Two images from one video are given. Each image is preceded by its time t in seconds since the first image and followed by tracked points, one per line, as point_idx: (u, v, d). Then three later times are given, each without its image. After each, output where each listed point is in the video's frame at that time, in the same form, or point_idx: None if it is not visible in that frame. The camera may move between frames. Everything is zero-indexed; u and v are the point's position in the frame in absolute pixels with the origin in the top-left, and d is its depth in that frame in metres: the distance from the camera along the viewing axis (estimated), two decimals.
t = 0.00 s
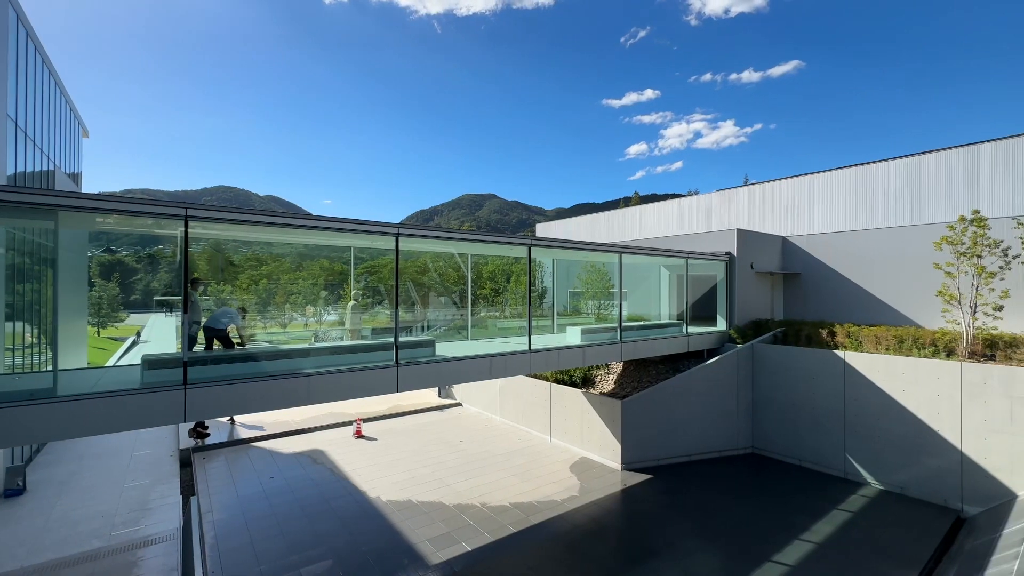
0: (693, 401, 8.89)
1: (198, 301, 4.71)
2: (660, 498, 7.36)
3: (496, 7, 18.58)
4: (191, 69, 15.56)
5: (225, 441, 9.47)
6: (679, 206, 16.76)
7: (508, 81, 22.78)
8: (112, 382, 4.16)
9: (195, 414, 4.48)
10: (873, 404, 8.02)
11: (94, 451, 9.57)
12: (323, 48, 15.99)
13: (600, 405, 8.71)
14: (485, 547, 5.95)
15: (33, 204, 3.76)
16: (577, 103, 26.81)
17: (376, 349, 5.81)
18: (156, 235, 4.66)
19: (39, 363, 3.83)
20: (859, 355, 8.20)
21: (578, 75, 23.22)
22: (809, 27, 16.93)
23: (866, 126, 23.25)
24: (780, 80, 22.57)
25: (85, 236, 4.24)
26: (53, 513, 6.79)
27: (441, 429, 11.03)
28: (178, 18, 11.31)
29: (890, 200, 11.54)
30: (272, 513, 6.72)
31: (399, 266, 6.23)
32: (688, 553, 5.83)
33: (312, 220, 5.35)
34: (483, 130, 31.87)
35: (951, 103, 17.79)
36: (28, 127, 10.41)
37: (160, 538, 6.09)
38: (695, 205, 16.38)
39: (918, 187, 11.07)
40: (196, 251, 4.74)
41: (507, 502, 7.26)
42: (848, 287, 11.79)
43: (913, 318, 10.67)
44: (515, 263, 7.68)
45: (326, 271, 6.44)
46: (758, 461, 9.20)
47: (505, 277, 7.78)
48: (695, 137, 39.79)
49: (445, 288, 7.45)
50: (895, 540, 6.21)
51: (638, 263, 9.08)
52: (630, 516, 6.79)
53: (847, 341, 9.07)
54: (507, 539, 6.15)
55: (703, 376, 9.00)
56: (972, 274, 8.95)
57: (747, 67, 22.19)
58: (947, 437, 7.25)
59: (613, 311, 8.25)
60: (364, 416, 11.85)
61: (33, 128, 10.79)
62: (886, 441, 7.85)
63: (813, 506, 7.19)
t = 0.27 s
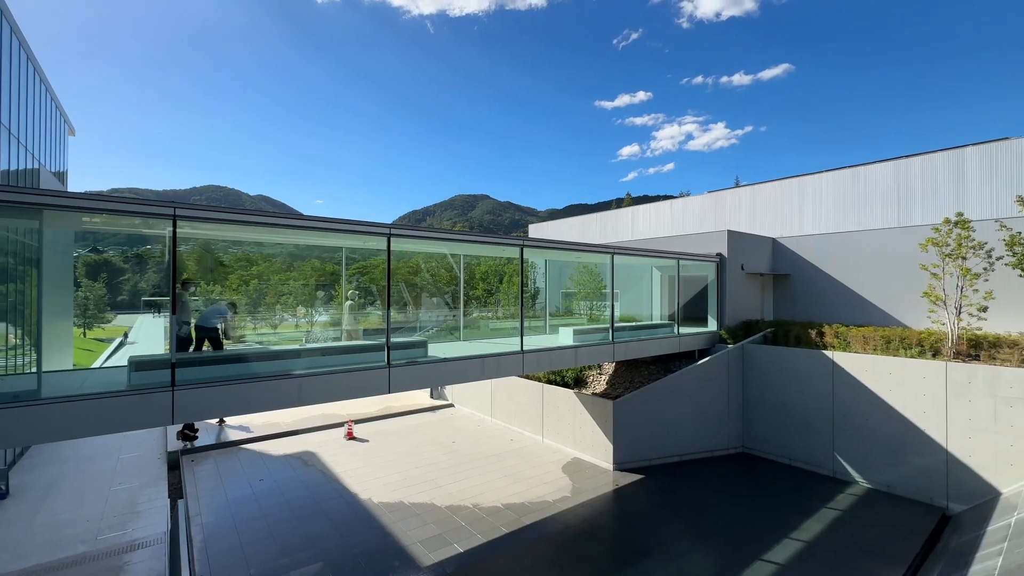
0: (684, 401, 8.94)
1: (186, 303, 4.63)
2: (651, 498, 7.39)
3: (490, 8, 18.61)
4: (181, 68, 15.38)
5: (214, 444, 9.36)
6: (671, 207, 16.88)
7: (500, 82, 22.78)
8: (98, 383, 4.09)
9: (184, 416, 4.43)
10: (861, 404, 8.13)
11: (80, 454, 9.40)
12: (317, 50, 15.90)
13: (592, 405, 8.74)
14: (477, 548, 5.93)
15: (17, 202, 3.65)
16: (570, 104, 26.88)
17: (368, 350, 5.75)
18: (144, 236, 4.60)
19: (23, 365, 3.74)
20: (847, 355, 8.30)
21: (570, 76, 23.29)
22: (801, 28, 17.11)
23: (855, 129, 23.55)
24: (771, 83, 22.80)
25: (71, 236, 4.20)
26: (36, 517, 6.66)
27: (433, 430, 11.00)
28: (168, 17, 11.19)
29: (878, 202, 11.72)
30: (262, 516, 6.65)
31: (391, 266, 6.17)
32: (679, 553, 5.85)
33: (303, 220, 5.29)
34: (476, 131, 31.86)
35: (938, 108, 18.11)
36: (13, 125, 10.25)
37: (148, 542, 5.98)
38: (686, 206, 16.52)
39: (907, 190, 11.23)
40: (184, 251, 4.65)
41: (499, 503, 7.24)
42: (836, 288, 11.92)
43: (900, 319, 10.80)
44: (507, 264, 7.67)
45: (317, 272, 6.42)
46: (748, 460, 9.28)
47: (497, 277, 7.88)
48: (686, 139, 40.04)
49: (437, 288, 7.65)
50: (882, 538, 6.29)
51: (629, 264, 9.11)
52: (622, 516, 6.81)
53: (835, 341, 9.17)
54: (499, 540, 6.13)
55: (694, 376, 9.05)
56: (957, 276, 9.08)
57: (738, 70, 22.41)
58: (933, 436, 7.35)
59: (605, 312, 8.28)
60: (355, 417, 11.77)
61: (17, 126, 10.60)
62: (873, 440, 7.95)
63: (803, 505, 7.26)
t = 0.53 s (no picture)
0: (675, 401, 8.99)
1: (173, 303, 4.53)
2: (642, 498, 7.42)
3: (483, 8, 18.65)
4: (171, 66, 15.22)
5: (202, 446, 9.25)
6: (662, 208, 17.02)
7: (493, 84, 22.80)
8: (83, 386, 4.00)
9: (170, 419, 4.33)
10: (849, 404, 8.23)
11: (64, 457, 9.23)
12: (312, 51, 15.83)
13: (584, 406, 8.75)
14: (468, 550, 5.91)
15: None
16: (563, 105, 26.96)
17: (360, 351, 5.72)
18: (131, 235, 4.54)
19: (5, 366, 3.71)
20: (835, 356, 8.40)
21: (563, 78, 23.36)
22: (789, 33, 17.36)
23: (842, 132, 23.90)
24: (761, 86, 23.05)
25: (56, 235, 4.11)
26: (18, 521, 6.52)
27: (425, 431, 10.95)
28: (158, 15, 11.06)
29: (866, 204, 11.96)
30: (250, 519, 6.57)
31: (382, 266, 6.12)
32: (670, 553, 5.88)
33: (293, 220, 5.23)
34: (469, 133, 31.84)
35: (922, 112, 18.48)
36: None
37: (134, 546, 5.87)
38: (677, 208, 16.66)
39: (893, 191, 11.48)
40: (172, 251, 4.56)
41: (490, 504, 7.23)
42: (825, 289, 12.06)
43: (887, 320, 10.94)
44: (499, 265, 7.66)
45: (308, 272, 6.59)
46: (738, 460, 9.35)
47: (489, 278, 7.85)
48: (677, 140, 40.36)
49: (428, 290, 7.59)
50: (869, 536, 6.37)
51: (621, 265, 9.14)
52: (614, 516, 6.83)
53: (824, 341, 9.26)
54: (491, 541, 6.12)
55: (685, 376, 9.11)
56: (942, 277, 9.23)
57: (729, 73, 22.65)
58: (918, 435, 7.47)
59: (597, 313, 8.29)
60: (346, 418, 11.70)
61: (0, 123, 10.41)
62: (860, 439, 8.06)
63: (792, 504, 7.34)
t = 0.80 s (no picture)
0: (666, 402, 9.04)
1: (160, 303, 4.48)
2: (634, 498, 7.45)
3: (476, 9, 18.69)
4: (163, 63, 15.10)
5: (190, 448, 9.14)
6: (654, 209, 17.19)
7: (486, 85, 22.83)
8: (69, 388, 3.95)
9: (158, 421, 4.27)
10: (836, 404, 8.33)
11: (48, 460, 9.07)
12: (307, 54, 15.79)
13: (576, 406, 8.76)
14: (460, 551, 5.90)
15: None
16: (555, 106, 27.04)
17: (352, 352, 5.70)
18: (118, 235, 4.49)
19: None
20: (823, 356, 8.51)
21: (556, 79, 23.45)
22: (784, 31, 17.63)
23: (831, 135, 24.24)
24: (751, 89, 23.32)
25: (40, 235, 4.06)
26: None
27: (417, 432, 10.92)
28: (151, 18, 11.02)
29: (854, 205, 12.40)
30: (239, 521, 6.50)
31: (374, 267, 6.08)
32: (661, 552, 5.91)
33: (285, 219, 5.21)
34: (462, 134, 31.85)
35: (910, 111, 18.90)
36: None
37: (120, 551, 5.78)
38: (668, 209, 16.83)
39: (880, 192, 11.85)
40: (160, 251, 4.51)
41: (482, 505, 7.22)
42: (813, 289, 12.18)
43: (874, 320, 11.08)
44: (491, 265, 7.65)
45: (298, 272, 6.58)
46: (729, 460, 9.42)
47: (481, 279, 7.84)
48: (669, 142, 40.66)
49: (420, 290, 7.52)
50: (857, 534, 6.45)
51: (613, 265, 9.18)
52: (605, 516, 6.85)
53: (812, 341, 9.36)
54: (483, 542, 6.11)
55: (676, 377, 9.16)
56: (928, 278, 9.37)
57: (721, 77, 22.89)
58: (904, 434, 7.58)
59: (589, 314, 8.31)
60: (337, 420, 11.62)
61: None
62: (848, 438, 8.16)
63: (781, 503, 7.41)
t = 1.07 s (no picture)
0: (658, 402, 9.08)
1: (148, 303, 4.39)
2: (625, 498, 7.48)
3: (468, 10, 18.63)
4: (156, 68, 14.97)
5: (177, 451, 9.02)
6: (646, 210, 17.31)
7: (479, 86, 22.77)
8: (53, 390, 3.88)
9: (145, 423, 4.22)
10: (825, 403, 8.43)
11: (31, 464, 8.89)
12: (299, 54, 15.68)
13: (569, 407, 8.77)
14: (452, 552, 5.88)
15: None
16: (549, 107, 27.07)
17: (342, 353, 5.66)
18: (105, 234, 4.43)
19: None
20: (812, 356, 8.60)
21: (549, 80, 23.50)
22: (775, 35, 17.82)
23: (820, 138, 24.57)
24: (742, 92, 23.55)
25: (25, 234, 4.03)
26: None
27: (409, 433, 10.87)
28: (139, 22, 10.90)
29: (842, 207, 12.64)
30: (228, 525, 6.42)
31: (366, 267, 6.03)
32: (652, 552, 5.93)
33: (277, 220, 5.18)
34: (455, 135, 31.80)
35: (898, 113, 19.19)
36: None
37: (105, 555, 5.69)
38: (660, 210, 16.96)
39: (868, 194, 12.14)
40: (148, 250, 4.43)
41: (474, 506, 7.20)
42: (801, 290, 12.32)
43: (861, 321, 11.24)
44: (483, 265, 7.63)
45: (289, 273, 6.55)
46: (719, 459, 9.49)
47: (473, 279, 7.68)
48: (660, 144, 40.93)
49: (412, 290, 7.45)
50: (845, 532, 6.52)
51: (605, 266, 9.21)
52: (597, 516, 6.87)
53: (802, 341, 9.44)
54: (475, 544, 6.10)
55: (668, 377, 9.22)
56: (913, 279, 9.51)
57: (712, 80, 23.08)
58: (891, 433, 7.68)
59: (581, 314, 8.39)
60: (328, 421, 11.54)
61: None
62: (836, 437, 8.26)
63: (771, 502, 7.47)
